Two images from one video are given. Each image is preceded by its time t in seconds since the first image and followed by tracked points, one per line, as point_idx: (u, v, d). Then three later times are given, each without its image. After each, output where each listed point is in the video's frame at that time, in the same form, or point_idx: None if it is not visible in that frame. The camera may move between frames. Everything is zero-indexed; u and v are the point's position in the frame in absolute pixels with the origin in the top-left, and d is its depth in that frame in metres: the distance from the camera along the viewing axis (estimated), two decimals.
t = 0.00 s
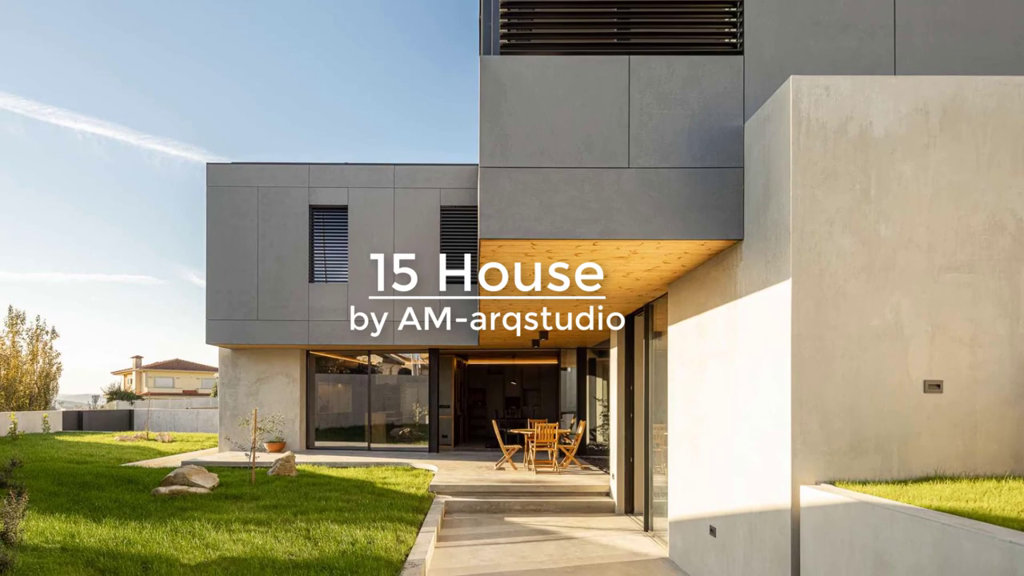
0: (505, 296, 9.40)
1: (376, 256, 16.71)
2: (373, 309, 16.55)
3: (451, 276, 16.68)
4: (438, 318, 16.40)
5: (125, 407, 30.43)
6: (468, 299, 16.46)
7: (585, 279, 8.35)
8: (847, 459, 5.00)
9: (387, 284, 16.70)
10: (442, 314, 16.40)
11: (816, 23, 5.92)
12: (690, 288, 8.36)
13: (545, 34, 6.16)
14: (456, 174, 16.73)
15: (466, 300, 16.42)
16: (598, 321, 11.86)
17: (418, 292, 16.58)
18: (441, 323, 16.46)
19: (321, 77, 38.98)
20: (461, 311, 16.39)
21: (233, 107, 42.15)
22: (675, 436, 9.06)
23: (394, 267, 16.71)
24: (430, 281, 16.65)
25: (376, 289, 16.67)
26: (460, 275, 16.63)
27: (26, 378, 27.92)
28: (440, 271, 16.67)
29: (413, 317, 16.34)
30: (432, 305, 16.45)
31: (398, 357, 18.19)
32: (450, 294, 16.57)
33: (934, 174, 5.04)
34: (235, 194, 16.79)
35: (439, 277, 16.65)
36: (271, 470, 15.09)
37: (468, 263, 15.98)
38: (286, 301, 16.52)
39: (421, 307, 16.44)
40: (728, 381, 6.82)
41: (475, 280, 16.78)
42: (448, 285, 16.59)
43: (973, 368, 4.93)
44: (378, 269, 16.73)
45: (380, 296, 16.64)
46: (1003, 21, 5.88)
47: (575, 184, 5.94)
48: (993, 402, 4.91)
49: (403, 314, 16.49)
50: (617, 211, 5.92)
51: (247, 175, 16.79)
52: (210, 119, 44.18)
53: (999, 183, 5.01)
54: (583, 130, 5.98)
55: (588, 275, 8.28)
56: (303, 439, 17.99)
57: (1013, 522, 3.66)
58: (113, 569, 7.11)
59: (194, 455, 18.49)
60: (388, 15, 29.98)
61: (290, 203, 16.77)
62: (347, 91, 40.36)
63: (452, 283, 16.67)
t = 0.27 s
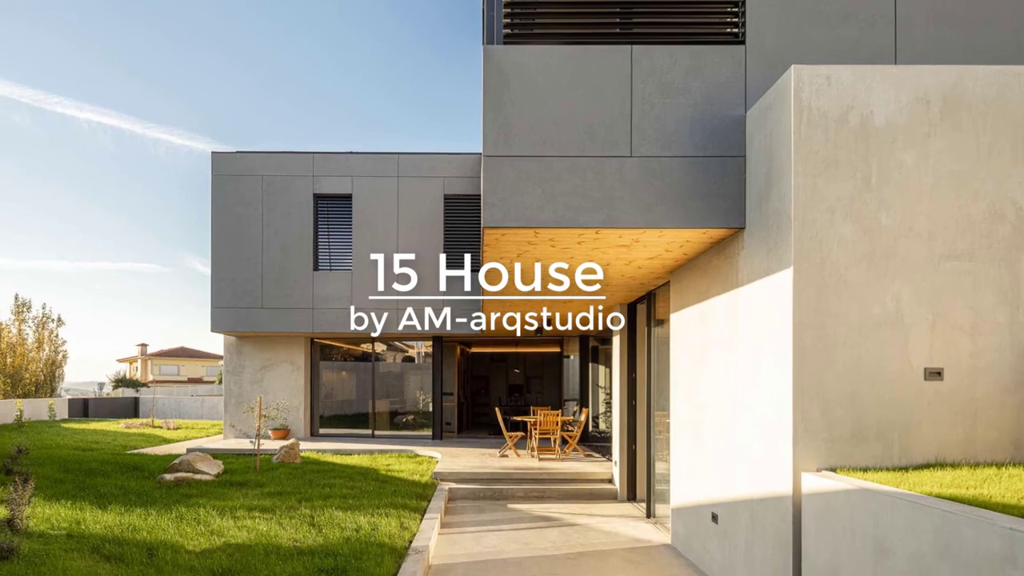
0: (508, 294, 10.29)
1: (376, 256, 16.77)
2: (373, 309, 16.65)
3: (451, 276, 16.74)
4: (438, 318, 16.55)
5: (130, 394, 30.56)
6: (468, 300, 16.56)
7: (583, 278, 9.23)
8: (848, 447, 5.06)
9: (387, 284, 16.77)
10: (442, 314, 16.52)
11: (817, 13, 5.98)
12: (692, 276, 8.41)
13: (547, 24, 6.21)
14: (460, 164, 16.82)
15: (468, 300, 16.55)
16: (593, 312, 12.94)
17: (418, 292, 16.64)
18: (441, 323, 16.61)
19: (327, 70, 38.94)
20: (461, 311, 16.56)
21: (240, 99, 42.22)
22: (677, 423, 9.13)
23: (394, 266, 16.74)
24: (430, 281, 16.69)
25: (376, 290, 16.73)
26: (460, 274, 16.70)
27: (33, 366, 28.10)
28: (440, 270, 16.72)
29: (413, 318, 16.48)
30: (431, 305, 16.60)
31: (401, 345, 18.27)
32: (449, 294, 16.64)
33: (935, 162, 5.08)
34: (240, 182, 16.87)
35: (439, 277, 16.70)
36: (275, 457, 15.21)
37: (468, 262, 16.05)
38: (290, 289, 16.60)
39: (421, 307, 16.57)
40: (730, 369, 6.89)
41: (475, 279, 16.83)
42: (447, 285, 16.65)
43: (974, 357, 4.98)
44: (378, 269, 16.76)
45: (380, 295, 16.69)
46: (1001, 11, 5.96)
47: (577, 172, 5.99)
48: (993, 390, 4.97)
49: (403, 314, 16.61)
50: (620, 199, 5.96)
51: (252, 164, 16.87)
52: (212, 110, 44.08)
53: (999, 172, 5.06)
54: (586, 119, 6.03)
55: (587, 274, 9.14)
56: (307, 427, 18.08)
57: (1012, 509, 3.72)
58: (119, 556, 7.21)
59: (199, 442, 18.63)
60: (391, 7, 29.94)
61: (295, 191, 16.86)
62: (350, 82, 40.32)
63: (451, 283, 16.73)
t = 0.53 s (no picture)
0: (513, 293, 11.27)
1: (376, 257, 16.80)
2: (373, 309, 16.76)
3: (451, 276, 16.78)
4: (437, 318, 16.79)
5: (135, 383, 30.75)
6: (468, 300, 16.69)
7: (581, 277, 10.15)
8: (849, 435, 5.12)
9: (387, 285, 16.79)
10: (442, 314, 16.70)
11: (818, 3, 6.02)
12: (694, 265, 8.47)
13: (551, 15, 6.26)
14: (463, 153, 16.90)
15: (469, 301, 16.68)
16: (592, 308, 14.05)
17: (418, 292, 16.70)
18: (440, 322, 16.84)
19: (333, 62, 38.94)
20: (461, 312, 16.67)
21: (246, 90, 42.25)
22: (679, 412, 9.20)
23: (394, 267, 16.77)
24: (430, 281, 16.72)
25: (376, 290, 16.77)
26: (460, 275, 16.75)
27: (38, 354, 28.25)
28: (440, 270, 16.75)
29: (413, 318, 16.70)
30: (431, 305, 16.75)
31: (405, 333, 18.43)
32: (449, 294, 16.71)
33: (935, 152, 5.13)
34: (245, 171, 16.92)
35: (439, 276, 16.74)
36: (280, 445, 15.32)
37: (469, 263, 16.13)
38: (294, 278, 16.67)
39: (421, 307, 16.73)
40: (731, 357, 6.96)
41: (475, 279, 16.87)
42: (448, 285, 16.71)
43: (974, 345, 5.04)
44: (378, 269, 16.78)
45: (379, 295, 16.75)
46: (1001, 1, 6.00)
47: (580, 162, 6.03)
48: (993, 378, 5.02)
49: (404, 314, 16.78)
50: (622, 188, 6.00)
51: (257, 153, 16.93)
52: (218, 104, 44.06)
53: (999, 161, 5.10)
54: (588, 109, 6.08)
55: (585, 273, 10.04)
56: (312, 415, 18.19)
57: (1011, 497, 3.78)
58: (124, 543, 7.30)
59: (204, 430, 18.74)
60: None
61: (299, 181, 16.92)
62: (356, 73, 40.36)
63: (451, 283, 16.78)
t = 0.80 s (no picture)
0: (517, 289, 12.45)
1: (376, 257, 16.84)
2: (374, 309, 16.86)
3: (451, 276, 16.81)
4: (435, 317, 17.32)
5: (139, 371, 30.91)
6: (468, 300, 16.68)
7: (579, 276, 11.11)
8: (850, 423, 5.19)
9: (387, 284, 16.88)
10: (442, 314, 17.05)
11: None
12: (696, 255, 8.53)
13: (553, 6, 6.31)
14: (466, 144, 16.99)
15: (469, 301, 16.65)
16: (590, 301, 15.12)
17: (417, 293, 16.77)
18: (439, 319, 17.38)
19: (338, 55, 38.90)
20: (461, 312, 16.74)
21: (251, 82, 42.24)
22: (681, 401, 9.27)
23: (394, 267, 16.85)
24: (430, 281, 16.80)
25: (376, 290, 16.87)
26: (460, 275, 16.76)
27: (43, 343, 28.38)
28: (440, 270, 16.81)
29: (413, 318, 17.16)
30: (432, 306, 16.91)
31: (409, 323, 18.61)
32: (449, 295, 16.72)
33: (936, 142, 5.17)
34: (249, 162, 16.98)
35: (439, 276, 16.79)
36: (283, 434, 15.42)
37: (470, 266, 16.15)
38: (298, 267, 16.74)
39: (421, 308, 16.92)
40: (733, 345, 7.02)
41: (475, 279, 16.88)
42: (447, 286, 16.74)
43: (974, 334, 5.10)
44: (378, 269, 16.85)
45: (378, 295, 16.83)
46: None
47: (582, 152, 6.09)
48: (993, 367, 5.08)
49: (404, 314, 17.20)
50: (625, 178, 6.06)
51: (261, 143, 16.98)
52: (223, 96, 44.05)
53: (999, 151, 5.15)
54: (591, 99, 6.12)
55: (581, 272, 11.12)
56: (316, 403, 18.30)
57: (1011, 485, 3.85)
58: (129, 531, 7.38)
59: (208, 419, 18.86)
60: None
61: (303, 171, 16.97)
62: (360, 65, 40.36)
63: (451, 283, 16.82)
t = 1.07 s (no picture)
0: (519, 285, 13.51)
1: (376, 256, 16.90)
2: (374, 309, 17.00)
3: (451, 275, 16.91)
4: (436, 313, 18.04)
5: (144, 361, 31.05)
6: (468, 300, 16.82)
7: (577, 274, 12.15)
8: (850, 412, 5.25)
9: (387, 285, 16.93)
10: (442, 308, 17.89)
11: None
12: (697, 245, 8.59)
13: None
14: (468, 134, 17.03)
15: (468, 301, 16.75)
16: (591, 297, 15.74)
17: (418, 292, 16.88)
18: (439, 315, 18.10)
19: (340, 47, 38.87)
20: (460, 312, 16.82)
21: (256, 74, 42.33)
22: (683, 390, 9.34)
23: (394, 267, 16.91)
24: (431, 281, 16.91)
25: (376, 290, 16.92)
26: (460, 275, 16.87)
27: (48, 333, 28.51)
28: (440, 270, 16.91)
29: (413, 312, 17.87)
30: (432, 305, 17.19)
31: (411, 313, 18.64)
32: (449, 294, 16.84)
33: (936, 133, 5.21)
34: (252, 153, 17.02)
35: (439, 276, 16.89)
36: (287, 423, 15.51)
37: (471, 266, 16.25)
38: (302, 257, 16.81)
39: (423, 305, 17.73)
40: (734, 335, 7.08)
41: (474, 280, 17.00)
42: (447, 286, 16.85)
43: (974, 323, 5.15)
44: (378, 269, 16.91)
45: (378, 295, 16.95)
46: None
47: (585, 143, 6.13)
48: (993, 356, 5.14)
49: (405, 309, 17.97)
50: (627, 168, 6.09)
51: (265, 134, 17.02)
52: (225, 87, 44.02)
53: (999, 142, 5.19)
54: (593, 90, 6.17)
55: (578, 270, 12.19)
56: (319, 392, 18.40)
57: (1010, 474, 3.90)
58: (134, 520, 7.47)
59: (212, 408, 18.96)
60: None
61: (306, 161, 17.02)
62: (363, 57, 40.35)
63: (451, 282, 16.93)
